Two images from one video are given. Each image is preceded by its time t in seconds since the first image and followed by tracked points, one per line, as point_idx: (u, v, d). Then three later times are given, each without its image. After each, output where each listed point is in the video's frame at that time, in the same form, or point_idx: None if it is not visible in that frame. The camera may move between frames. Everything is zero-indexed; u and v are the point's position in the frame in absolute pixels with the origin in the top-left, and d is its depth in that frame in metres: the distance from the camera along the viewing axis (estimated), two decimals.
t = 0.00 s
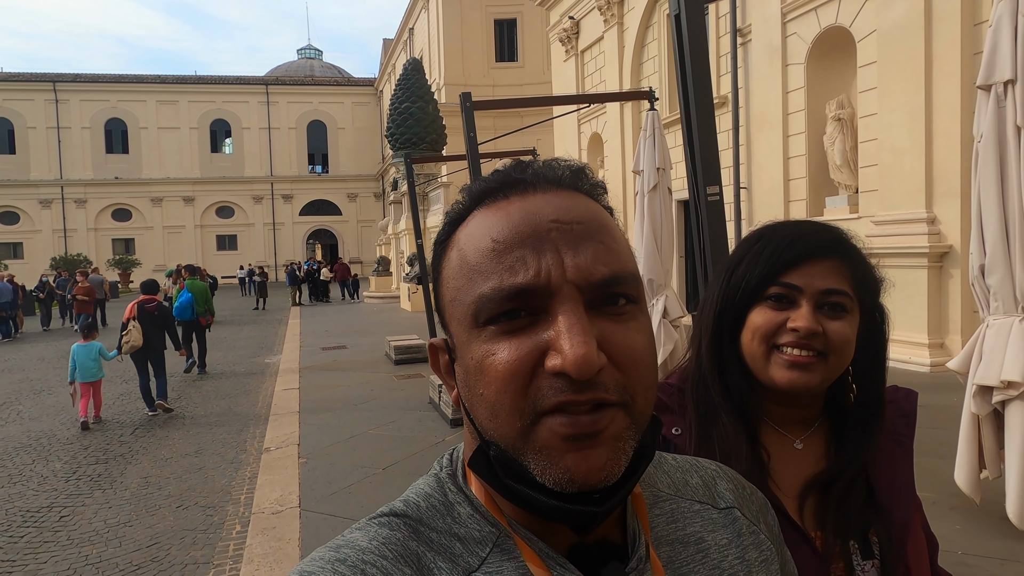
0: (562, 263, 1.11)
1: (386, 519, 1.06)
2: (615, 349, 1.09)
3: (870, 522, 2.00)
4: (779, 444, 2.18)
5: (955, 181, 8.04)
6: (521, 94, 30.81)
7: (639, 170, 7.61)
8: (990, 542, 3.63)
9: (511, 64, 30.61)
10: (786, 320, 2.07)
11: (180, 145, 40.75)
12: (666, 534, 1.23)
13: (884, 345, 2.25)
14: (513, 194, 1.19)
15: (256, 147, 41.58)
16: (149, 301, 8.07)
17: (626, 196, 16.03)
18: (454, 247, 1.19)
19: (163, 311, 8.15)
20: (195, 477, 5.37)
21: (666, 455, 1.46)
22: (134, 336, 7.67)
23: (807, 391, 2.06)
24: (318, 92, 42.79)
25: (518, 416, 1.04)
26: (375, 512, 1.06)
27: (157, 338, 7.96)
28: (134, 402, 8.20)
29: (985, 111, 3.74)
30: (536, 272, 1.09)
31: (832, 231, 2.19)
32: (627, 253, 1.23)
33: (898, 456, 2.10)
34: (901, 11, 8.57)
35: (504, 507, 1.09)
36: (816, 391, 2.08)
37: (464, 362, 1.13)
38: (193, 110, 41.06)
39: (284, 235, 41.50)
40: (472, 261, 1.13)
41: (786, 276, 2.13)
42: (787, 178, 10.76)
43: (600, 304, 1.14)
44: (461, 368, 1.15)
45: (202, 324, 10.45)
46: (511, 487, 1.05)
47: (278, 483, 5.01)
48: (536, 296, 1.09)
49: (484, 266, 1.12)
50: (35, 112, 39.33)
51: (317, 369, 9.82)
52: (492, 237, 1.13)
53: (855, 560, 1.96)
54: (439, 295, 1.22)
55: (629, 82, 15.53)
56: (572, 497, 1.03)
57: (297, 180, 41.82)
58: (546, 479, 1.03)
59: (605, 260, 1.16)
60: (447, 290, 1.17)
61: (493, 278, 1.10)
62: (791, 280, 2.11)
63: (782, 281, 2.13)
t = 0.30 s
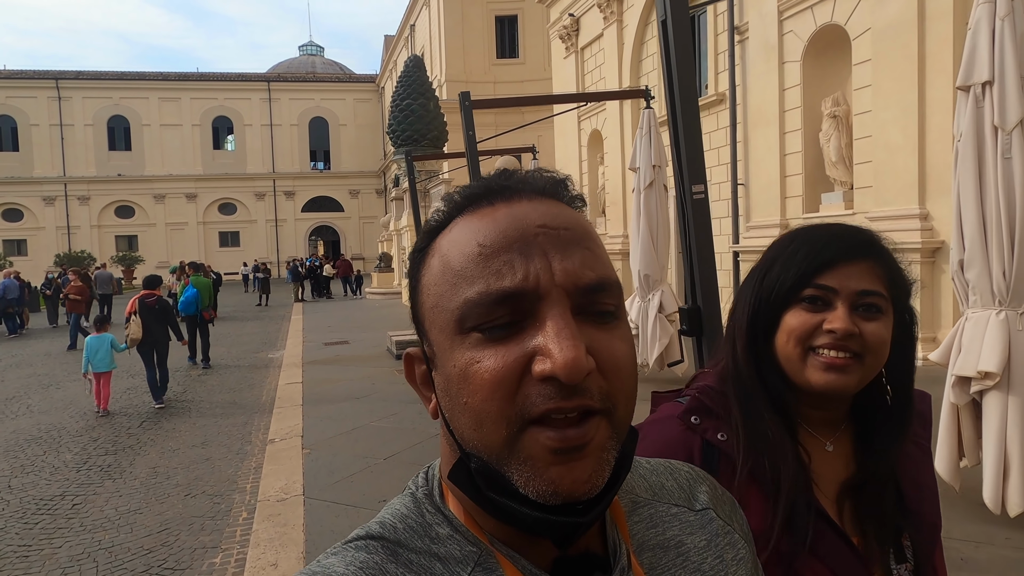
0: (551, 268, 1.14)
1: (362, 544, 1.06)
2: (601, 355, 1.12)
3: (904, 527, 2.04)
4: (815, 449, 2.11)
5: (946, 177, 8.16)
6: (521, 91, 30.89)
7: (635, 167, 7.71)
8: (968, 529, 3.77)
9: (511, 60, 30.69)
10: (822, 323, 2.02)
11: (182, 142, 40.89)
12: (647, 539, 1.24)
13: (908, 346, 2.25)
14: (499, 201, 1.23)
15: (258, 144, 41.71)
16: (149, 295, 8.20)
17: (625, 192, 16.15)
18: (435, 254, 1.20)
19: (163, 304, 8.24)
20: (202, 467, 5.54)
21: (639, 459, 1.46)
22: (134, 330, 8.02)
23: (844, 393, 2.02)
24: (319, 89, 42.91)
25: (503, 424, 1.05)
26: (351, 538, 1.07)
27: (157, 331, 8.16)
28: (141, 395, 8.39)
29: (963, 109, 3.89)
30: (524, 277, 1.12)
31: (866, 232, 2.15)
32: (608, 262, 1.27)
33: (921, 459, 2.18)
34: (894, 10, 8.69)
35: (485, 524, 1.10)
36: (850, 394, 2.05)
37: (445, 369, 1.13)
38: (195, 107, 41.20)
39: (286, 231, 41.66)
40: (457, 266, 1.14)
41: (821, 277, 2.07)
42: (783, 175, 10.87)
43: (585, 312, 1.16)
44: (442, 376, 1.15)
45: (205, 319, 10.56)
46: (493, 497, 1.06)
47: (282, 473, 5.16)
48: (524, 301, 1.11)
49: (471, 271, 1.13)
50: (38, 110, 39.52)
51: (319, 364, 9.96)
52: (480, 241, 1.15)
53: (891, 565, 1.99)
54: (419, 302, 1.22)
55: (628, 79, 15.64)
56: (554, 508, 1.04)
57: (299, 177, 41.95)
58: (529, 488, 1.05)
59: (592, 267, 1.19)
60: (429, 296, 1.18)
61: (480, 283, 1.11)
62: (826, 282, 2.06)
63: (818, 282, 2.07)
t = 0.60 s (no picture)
0: (538, 294, 1.15)
1: None
2: (587, 381, 1.14)
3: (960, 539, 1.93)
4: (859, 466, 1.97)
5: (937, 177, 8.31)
6: (521, 88, 31.01)
7: (632, 167, 7.84)
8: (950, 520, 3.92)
9: (511, 57, 30.82)
10: (848, 340, 1.87)
11: (183, 139, 41.04)
12: (624, 559, 1.30)
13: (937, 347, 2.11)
14: (479, 224, 1.23)
15: (259, 140, 41.85)
16: (156, 294, 8.54)
17: (624, 190, 16.30)
18: (410, 277, 1.20)
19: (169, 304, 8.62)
20: (212, 460, 5.72)
21: (611, 479, 1.53)
22: (147, 328, 8.14)
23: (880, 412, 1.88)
24: (320, 85, 43.04)
25: (488, 454, 1.05)
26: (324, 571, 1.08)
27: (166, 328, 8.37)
28: (149, 391, 8.58)
29: (942, 116, 4.05)
30: (508, 304, 1.12)
31: (877, 242, 2.02)
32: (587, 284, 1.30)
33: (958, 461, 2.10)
34: (887, 11, 8.84)
35: (460, 553, 1.12)
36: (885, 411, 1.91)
37: (425, 397, 1.14)
38: (196, 104, 41.35)
39: (287, 228, 41.81)
40: (437, 291, 1.14)
41: (843, 290, 1.93)
42: (779, 173, 11.03)
43: (570, 337, 1.18)
44: (421, 404, 1.15)
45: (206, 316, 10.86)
46: (477, 527, 1.06)
47: (289, 466, 5.33)
48: (511, 327, 1.12)
49: (454, 296, 1.13)
50: (40, 107, 39.66)
51: (322, 360, 10.12)
52: (461, 266, 1.15)
53: None
54: (394, 326, 1.22)
55: (627, 78, 15.78)
56: (541, 534, 1.06)
57: (300, 173, 42.09)
58: (516, 518, 1.05)
59: (579, 291, 1.22)
60: (405, 321, 1.18)
61: (463, 309, 1.12)
62: (849, 295, 1.91)
63: (839, 298, 1.93)
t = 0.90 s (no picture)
0: (510, 267, 1.16)
1: (322, 552, 1.06)
2: (562, 355, 1.14)
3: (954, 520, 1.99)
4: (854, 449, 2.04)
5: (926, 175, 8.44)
6: (519, 86, 31.10)
7: (626, 165, 7.95)
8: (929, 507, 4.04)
9: (509, 56, 30.90)
10: (842, 327, 1.94)
11: (182, 137, 41.07)
12: (609, 541, 1.26)
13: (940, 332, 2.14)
14: (458, 203, 1.26)
15: (257, 138, 41.92)
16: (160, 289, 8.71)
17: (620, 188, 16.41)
18: (393, 257, 1.23)
19: (172, 298, 8.79)
20: (213, 452, 5.84)
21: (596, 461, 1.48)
22: (148, 321, 8.28)
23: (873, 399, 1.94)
24: (319, 83, 43.09)
25: (459, 423, 1.06)
26: (312, 547, 1.07)
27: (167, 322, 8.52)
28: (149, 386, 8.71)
29: (922, 116, 4.18)
30: (479, 275, 1.14)
31: (879, 229, 2.06)
32: (569, 260, 1.30)
33: (964, 443, 2.19)
34: (878, 12, 8.97)
35: (445, 527, 1.11)
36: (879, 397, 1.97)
37: (402, 371, 1.15)
38: (194, 102, 41.38)
39: (286, 226, 41.88)
40: (414, 267, 1.16)
41: (840, 279, 1.99)
42: (773, 171, 11.16)
43: (544, 310, 1.19)
44: (399, 379, 1.17)
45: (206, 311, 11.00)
46: (451, 496, 1.06)
47: (289, 458, 5.45)
48: (482, 300, 1.13)
49: (429, 270, 1.15)
50: (38, 105, 39.68)
51: (320, 355, 10.22)
52: (435, 241, 1.17)
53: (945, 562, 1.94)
54: (378, 306, 1.24)
55: (623, 77, 15.89)
56: (514, 503, 1.05)
57: (298, 171, 42.15)
58: (489, 485, 1.05)
59: (553, 264, 1.23)
60: (386, 299, 1.20)
61: (437, 281, 1.13)
62: (846, 284, 1.97)
63: (835, 285, 1.99)
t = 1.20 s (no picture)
0: (512, 261, 1.15)
1: (330, 534, 1.06)
2: (563, 351, 1.12)
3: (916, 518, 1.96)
4: (822, 441, 2.08)
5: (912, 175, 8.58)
6: (516, 84, 31.21)
7: (617, 164, 8.07)
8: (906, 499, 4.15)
9: (506, 54, 31.00)
10: (856, 333, 1.94)
11: (180, 135, 41.09)
12: (616, 537, 1.23)
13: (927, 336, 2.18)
14: (467, 197, 1.25)
15: (255, 136, 42.02)
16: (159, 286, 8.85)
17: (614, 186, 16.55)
18: (406, 249, 1.23)
19: (171, 294, 8.93)
20: (209, 445, 5.97)
21: (611, 456, 1.44)
22: (145, 318, 8.46)
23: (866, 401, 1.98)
24: (317, 82, 43.16)
25: (460, 417, 1.07)
26: (320, 527, 1.06)
27: (165, 319, 8.64)
28: (147, 381, 8.84)
29: (895, 117, 4.32)
30: (482, 268, 1.14)
31: (890, 236, 2.07)
32: (578, 256, 1.29)
33: (941, 450, 2.08)
34: (865, 14, 9.12)
35: (450, 518, 1.09)
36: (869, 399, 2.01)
37: (409, 363, 1.16)
38: (192, 100, 41.45)
39: (284, 224, 41.97)
40: (423, 261, 1.17)
41: (862, 286, 1.96)
42: (763, 170, 11.30)
43: (548, 305, 1.17)
44: (407, 370, 1.17)
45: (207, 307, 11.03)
46: (452, 492, 1.06)
47: (283, 451, 5.57)
48: (483, 292, 1.13)
49: (435, 262, 1.16)
50: (36, 103, 39.72)
51: (316, 352, 10.33)
52: (443, 234, 1.18)
53: (900, 558, 1.95)
54: (391, 298, 1.24)
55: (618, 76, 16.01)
56: (514, 502, 1.05)
57: (296, 169, 42.23)
58: (489, 483, 1.05)
59: (558, 258, 1.21)
60: (397, 292, 1.20)
61: (443, 272, 1.14)
62: (866, 291, 1.96)
63: (856, 292, 1.97)
